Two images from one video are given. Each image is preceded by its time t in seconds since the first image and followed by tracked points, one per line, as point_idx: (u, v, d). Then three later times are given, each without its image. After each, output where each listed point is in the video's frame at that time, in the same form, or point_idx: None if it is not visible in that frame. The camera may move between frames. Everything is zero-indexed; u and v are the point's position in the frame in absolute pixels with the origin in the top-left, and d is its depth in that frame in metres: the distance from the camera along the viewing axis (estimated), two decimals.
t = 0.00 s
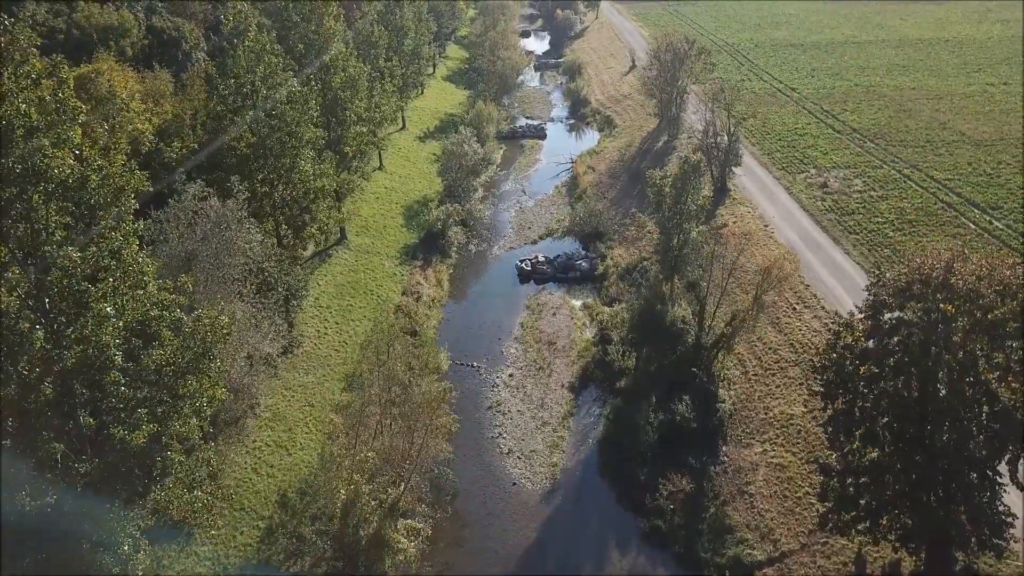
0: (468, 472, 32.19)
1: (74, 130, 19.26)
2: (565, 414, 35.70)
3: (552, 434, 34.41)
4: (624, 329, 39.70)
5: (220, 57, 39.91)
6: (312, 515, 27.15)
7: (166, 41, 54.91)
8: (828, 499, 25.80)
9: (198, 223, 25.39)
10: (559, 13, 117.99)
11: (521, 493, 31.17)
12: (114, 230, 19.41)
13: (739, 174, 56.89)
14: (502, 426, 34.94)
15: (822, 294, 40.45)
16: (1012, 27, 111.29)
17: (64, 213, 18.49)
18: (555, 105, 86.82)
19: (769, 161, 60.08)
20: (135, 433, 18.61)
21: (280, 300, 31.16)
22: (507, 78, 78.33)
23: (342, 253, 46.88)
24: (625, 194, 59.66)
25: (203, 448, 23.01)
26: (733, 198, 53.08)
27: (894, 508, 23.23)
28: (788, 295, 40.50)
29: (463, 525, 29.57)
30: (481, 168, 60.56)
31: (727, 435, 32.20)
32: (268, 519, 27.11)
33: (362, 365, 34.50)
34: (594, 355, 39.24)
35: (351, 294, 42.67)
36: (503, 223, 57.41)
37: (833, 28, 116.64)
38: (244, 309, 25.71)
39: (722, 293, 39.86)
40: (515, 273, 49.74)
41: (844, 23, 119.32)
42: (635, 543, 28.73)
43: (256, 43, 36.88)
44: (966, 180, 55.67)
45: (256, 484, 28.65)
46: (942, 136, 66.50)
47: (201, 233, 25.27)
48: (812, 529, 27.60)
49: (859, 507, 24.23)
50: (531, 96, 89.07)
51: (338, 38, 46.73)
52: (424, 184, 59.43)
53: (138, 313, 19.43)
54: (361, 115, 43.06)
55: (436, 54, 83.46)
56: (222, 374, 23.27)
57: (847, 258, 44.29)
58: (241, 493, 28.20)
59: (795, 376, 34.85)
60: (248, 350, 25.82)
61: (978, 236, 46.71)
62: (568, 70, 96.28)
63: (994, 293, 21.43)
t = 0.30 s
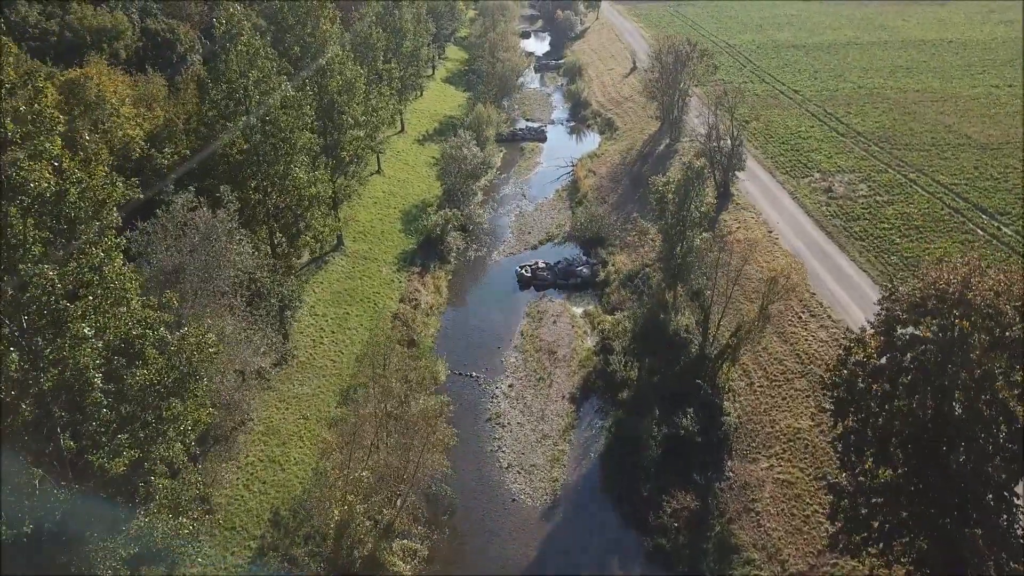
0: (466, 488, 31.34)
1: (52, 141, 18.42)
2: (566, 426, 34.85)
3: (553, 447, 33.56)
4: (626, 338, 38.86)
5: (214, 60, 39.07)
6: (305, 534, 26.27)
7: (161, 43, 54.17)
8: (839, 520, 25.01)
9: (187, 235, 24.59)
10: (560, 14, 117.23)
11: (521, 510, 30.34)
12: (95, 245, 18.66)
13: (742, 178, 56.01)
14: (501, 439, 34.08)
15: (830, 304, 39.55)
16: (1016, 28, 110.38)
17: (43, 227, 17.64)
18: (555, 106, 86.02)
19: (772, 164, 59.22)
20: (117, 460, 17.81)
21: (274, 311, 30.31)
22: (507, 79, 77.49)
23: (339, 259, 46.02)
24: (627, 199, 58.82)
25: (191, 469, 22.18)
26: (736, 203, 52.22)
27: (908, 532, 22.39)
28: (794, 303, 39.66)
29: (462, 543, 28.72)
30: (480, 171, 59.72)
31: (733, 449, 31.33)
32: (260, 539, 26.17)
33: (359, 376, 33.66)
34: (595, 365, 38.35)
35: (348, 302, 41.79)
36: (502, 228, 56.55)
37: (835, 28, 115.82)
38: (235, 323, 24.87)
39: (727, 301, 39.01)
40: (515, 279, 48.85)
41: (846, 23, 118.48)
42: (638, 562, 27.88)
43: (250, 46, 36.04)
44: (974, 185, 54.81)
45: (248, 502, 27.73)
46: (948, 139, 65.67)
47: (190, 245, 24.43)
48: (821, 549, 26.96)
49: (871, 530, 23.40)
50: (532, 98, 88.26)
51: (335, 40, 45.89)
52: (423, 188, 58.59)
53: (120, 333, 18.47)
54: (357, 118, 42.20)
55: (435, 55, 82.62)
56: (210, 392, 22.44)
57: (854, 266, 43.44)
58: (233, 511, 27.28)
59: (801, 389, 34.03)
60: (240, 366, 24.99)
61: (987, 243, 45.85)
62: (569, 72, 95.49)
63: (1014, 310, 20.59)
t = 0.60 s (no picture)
0: (465, 507, 30.37)
1: (25, 156, 17.57)
2: (567, 442, 33.85)
3: (553, 465, 32.57)
4: (629, 350, 37.87)
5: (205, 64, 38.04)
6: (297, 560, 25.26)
7: (154, 46, 53.11)
8: (851, 548, 23.99)
9: (173, 250, 23.53)
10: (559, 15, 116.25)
11: (522, 530, 29.39)
12: (70, 266, 17.82)
13: (746, 184, 55.02)
14: (500, 455, 33.12)
15: (838, 316, 38.56)
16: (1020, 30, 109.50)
17: (15, 248, 16.82)
18: (555, 109, 85.06)
19: (776, 169, 58.25)
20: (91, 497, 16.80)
21: (265, 325, 29.35)
22: (506, 82, 76.52)
23: (335, 267, 45.08)
24: (628, 204, 57.85)
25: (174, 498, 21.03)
26: (740, 209, 51.26)
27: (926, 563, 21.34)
28: (800, 314, 38.68)
29: (460, 566, 27.78)
30: (479, 176, 58.75)
31: (740, 467, 30.36)
32: (249, 564, 25.21)
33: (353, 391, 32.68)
34: (597, 378, 37.35)
35: (343, 312, 40.81)
36: (502, 233, 55.59)
37: (838, 30, 114.91)
38: (222, 343, 23.83)
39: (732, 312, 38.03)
40: (515, 287, 47.86)
41: (849, 25, 117.54)
42: None
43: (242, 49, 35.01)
44: (982, 190, 53.84)
45: (238, 524, 26.72)
46: (954, 143, 64.70)
47: (175, 260, 23.26)
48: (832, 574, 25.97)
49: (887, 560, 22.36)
50: (532, 100, 87.31)
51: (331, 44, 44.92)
52: (421, 193, 57.61)
53: (97, 358, 17.34)
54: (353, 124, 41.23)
55: (434, 57, 81.61)
56: (195, 417, 21.41)
57: (862, 275, 42.47)
58: (222, 534, 26.24)
59: (809, 404, 33.03)
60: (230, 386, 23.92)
61: (997, 251, 44.84)
62: (569, 74, 94.55)
63: None
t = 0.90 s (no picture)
0: (463, 525, 29.52)
1: None
2: (568, 457, 32.96)
3: (554, 481, 31.68)
4: (631, 360, 37.01)
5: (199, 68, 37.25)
6: None
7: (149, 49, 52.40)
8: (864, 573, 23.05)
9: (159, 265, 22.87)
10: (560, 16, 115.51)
11: (522, 549, 28.55)
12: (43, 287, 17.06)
13: (750, 189, 54.20)
14: (499, 470, 32.26)
15: (845, 326, 37.68)
16: None
17: None
18: (556, 111, 84.26)
19: (780, 174, 57.41)
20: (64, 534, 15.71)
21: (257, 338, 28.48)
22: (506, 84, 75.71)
23: (332, 274, 44.24)
24: (630, 209, 56.99)
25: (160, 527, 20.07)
26: (744, 215, 50.43)
27: None
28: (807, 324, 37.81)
29: None
30: (479, 180, 57.93)
31: (746, 484, 29.48)
32: None
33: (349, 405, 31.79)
34: (599, 389, 36.47)
35: (340, 321, 39.95)
36: (502, 239, 54.75)
37: (841, 30, 114.01)
38: (209, 361, 22.99)
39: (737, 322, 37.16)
40: (515, 294, 47.00)
41: (852, 26, 116.65)
42: None
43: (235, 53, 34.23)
44: (989, 195, 52.96)
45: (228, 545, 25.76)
46: (960, 146, 63.81)
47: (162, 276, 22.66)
48: None
49: None
50: (532, 102, 86.54)
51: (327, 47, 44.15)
52: (419, 197, 56.81)
53: (74, 384, 16.47)
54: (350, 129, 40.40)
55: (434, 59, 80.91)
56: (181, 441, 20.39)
57: (868, 283, 41.61)
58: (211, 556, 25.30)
59: (817, 418, 32.13)
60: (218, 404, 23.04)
61: (1007, 258, 43.93)
62: (570, 76, 93.75)
63: None
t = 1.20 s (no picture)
0: (461, 547, 28.49)
1: None
2: (570, 475, 31.93)
3: (555, 500, 30.65)
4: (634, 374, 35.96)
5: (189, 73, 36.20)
6: None
7: (142, 52, 51.41)
8: None
9: (142, 283, 22.13)
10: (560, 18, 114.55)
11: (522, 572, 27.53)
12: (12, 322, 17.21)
13: (754, 195, 53.21)
14: (499, 489, 31.23)
15: (855, 338, 36.65)
16: None
17: None
18: (556, 114, 83.28)
19: (785, 179, 56.42)
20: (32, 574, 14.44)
21: (247, 354, 27.46)
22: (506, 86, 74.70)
23: (327, 283, 43.19)
24: (632, 214, 55.95)
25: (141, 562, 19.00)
26: (749, 222, 49.41)
27: None
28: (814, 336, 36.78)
29: None
30: (479, 185, 56.91)
31: (755, 505, 28.48)
32: None
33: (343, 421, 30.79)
34: (602, 403, 35.43)
35: (335, 332, 38.88)
36: (501, 245, 53.73)
37: (843, 31, 113.06)
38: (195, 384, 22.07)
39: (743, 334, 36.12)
40: (515, 303, 45.99)
41: (854, 27, 115.73)
42: None
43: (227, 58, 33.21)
44: (998, 201, 51.97)
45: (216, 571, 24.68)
46: (967, 150, 62.80)
47: (146, 295, 21.90)
48: None
49: None
50: (532, 105, 85.52)
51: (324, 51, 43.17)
52: (418, 202, 55.78)
53: (47, 413, 16.01)
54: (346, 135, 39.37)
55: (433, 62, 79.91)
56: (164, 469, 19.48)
57: (877, 293, 40.58)
58: None
59: (827, 435, 31.11)
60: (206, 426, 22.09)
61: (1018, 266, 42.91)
62: (570, 78, 92.77)
63: None
